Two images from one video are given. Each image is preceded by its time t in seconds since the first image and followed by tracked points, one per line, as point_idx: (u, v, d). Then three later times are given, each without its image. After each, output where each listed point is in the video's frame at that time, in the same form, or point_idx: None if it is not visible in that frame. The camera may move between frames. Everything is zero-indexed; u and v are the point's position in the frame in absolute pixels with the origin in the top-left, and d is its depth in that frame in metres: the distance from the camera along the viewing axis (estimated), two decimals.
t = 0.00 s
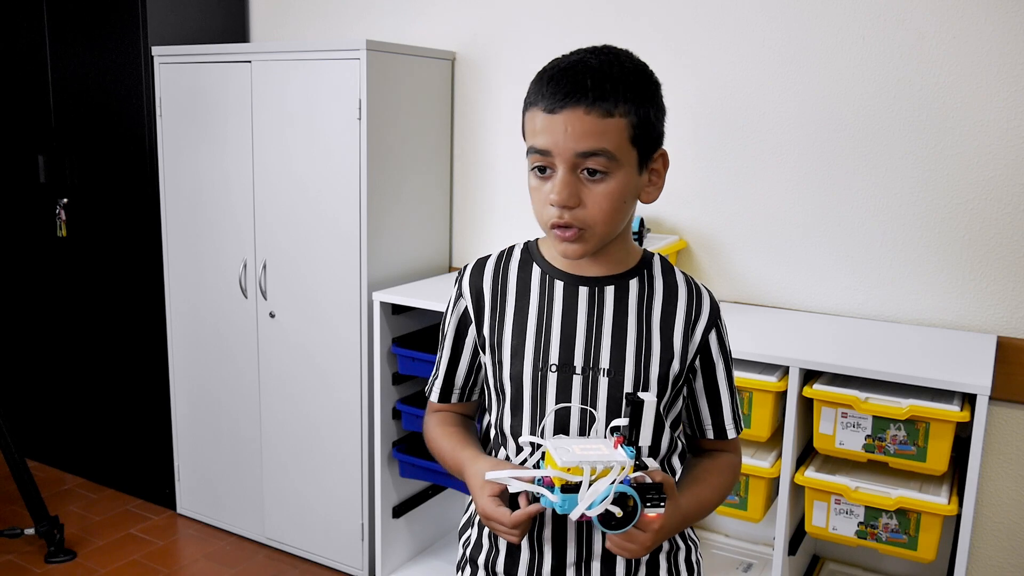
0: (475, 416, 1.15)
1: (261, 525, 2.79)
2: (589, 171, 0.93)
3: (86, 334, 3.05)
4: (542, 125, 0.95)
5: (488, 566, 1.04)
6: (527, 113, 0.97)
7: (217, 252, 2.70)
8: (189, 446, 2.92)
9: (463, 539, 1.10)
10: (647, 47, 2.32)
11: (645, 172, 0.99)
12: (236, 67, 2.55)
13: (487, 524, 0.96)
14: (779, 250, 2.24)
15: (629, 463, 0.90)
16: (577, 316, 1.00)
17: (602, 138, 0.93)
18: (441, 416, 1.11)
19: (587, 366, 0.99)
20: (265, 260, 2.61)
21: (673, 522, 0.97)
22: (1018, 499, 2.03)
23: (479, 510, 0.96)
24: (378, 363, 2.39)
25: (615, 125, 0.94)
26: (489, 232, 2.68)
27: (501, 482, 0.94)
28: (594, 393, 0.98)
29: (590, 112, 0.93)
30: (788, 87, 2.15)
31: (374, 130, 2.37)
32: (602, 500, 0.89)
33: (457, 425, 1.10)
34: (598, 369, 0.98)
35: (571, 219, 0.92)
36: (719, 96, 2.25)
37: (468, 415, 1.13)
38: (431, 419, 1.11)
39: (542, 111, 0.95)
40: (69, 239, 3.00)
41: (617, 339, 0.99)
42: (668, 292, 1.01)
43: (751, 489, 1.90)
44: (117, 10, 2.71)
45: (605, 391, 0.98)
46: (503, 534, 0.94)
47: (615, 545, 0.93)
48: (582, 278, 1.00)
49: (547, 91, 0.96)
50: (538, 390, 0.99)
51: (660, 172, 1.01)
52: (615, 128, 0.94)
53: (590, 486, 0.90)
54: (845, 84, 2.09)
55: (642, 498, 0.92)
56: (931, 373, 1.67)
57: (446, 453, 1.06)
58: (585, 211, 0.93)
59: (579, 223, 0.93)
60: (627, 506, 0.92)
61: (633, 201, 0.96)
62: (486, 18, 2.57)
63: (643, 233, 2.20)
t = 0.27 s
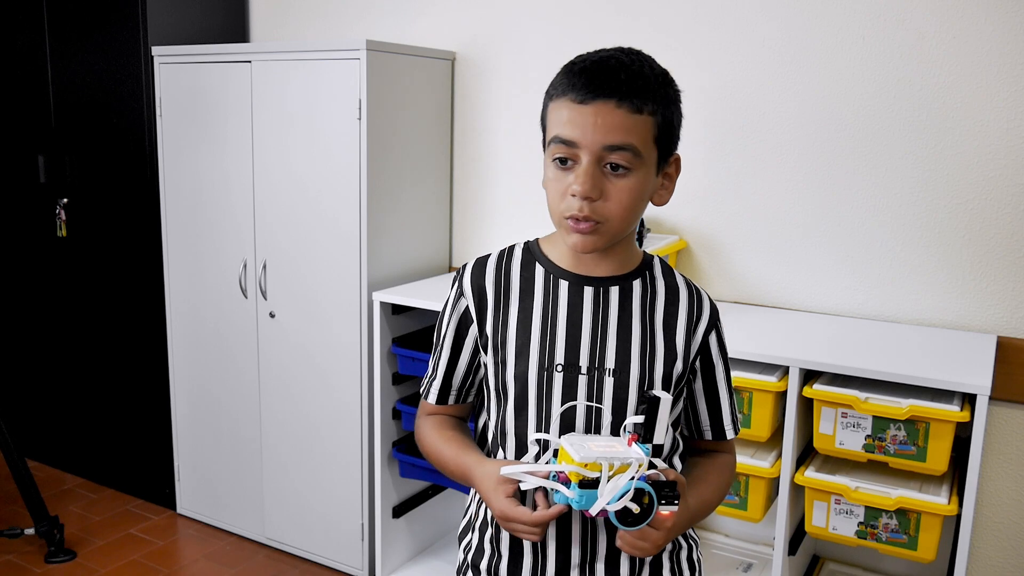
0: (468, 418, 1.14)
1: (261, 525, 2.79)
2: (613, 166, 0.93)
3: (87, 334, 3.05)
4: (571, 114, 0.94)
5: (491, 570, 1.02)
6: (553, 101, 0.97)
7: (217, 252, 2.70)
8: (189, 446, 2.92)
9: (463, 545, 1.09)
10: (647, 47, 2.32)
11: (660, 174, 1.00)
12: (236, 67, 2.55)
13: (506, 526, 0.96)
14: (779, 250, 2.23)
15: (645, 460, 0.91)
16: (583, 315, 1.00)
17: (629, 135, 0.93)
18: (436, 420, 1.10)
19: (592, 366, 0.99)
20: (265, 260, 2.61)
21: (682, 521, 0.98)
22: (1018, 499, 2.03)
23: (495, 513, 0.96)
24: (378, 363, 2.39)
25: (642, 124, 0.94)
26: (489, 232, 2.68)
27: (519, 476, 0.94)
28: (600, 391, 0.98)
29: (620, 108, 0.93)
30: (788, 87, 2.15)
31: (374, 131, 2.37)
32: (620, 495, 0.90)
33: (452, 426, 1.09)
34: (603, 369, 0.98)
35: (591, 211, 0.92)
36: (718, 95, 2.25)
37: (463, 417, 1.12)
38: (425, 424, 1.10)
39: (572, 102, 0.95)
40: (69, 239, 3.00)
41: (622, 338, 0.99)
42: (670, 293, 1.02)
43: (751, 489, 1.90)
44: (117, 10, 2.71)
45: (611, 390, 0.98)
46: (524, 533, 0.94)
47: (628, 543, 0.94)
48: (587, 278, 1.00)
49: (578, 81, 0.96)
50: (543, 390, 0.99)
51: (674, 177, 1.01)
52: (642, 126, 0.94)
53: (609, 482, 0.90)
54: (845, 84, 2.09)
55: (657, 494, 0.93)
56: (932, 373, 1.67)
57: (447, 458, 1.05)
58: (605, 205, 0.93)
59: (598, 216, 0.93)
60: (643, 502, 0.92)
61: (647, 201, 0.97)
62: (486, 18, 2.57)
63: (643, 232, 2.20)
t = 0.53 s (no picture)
0: (469, 421, 1.14)
1: (261, 525, 2.79)
2: (627, 144, 0.94)
3: (87, 334, 3.05)
4: (583, 96, 0.95)
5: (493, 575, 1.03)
6: (563, 88, 0.97)
7: (217, 252, 2.70)
8: (189, 446, 2.92)
9: (465, 549, 1.08)
10: (648, 47, 2.32)
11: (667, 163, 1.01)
12: (236, 67, 2.55)
13: (522, 533, 0.96)
14: (779, 249, 2.24)
15: (663, 468, 0.91)
16: (591, 315, 1.00)
17: (643, 114, 0.94)
18: (437, 422, 1.10)
19: (600, 370, 0.99)
20: (265, 260, 2.61)
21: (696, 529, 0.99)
22: (1017, 499, 2.03)
23: (510, 520, 0.97)
24: (378, 363, 2.39)
25: (653, 104, 0.96)
26: (489, 232, 2.68)
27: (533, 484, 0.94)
28: (608, 393, 0.98)
29: (633, 88, 0.95)
30: (788, 87, 2.15)
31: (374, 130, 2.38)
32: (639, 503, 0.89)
33: (456, 431, 1.09)
34: (611, 373, 0.98)
35: (610, 190, 0.92)
36: (718, 96, 2.25)
37: (465, 419, 1.12)
38: (427, 425, 1.11)
39: (583, 84, 0.96)
40: (69, 239, 3.00)
41: (631, 340, 0.99)
42: (678, 297, 1.02)
43: (751, 489, 1.90)
44: (117, 10, 2.71)
45: (619, 392, 0.98)
46: (541, 540, 0.95)
47: (643, 554, 0.95)
48: (596, 278, 1.00)
49: (589, 67, 0.97)
50: (550, 393, 0.99)
51: (679, 168, 1.02)
52: (654, 107, 0.96)
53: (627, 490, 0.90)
54: (845, 84, 2.09)
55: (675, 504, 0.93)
56: (932, 373, 1.67)
57: (456, 464, 1.04)
58: (624, 183, 0.93)
59: (616, 196, 0.93)
60: (662, 513, 0.92)
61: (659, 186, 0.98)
62: (486, 18, 2.57)
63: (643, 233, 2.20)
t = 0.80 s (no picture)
0: (475, 428, 1.14)
1: (261, 525, 2.79)
2: (628, 142, 0.94)
3: (87, 334, 3.05)
4: (581, 96, 0.95)
5: None
6: (561, 90, 0.98)
7: (217, 252, 2.70)
8: (189, 446, 2.92)
9: (472, 556, 1.09)
10: (648, 46, 2.32)
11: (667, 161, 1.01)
12: (236, 67, 2.55)
13: (509, 533, 0.96)
14: (779, 249, 2.24)
15: (664, 467, 0.91)
16: (591, 317, 1.00)
17: (642, 112, 0.94)
18: (439, 430, 1.10)
19: (601, 371, 0.99)
20: (265, 260, 2.61)
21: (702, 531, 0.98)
22: (1017, 499, 2.03)
23: (498, 519, 0.97)
24: (378, 363, 2.39)
25: (652, 102, 0.96)
26: (489, 232, 2.68)
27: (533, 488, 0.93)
28: (610, 395, 0.98)
29: (631, 86, 0.95)
30: (788, 87, 2.15)
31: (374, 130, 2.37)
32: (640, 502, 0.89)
33: (457, 434, 1.10)
34: (613, 374, 0.98)
35: (612, 188, 0.92)
36: (718, 96, 2.25)
37: (470, 427, 1.13)
38: (429, 431, 1.11)
39: (581, 85, 0.96)
40: (69, 239, 3.00)
41: (631, 341, 0.99)
42: (680, 297, 1.02)
43: (751, 489, 1.90)
44: (116, 10, 2.71)
45: (620, 393, 0.98)
46: (526, 541, 0.95)
47: (648, 555, 0.94)
48: (597, 279, 1.00)
49: (585, 68, 0.97)
50: (551, 396, 0.99)
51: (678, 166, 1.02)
52: (652, 104, 0.96)
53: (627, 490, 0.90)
54: (845, 84, 2.09)
55: (678, 502, 0.93)
56: (932, 373, 1.67)
57: (454, 464, 1.05)
58: (626, 180, 0.93)
59: (618, 193, 0.93)
60: (665, 511, 0.92)
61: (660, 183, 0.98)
62: (486, 18, 2.57)
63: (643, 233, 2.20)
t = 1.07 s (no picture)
0: (475, 424, 1.15)
1: (261, 525, 2.79)
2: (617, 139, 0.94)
3: (87, 334, 3.05)
4: (568, 95, 0.95)
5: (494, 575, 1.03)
6: (548, 89, 0.98)
7: (217, 252, 2.70)
8: (189, 446, 2.92)
9: (469, 551, 1.09)
10: (648, 46, 2.32)
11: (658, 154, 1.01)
12: (236, 68, 2.55)
13: (503, 530, 0.97)
14: (779, 249, 2.24)
15: (653, 467, 0.90)
16: (584, 313, 0.99)
17: (630, 108, 0.94)
18: (442, 426, 1.11)
19: (594, 365, 0.99)
20: (265, 260, 2.61)
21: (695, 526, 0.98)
22: (1017, 499, 2.03)
23: (493, 516, 0.97)
24: (378, 363, 2.39)
25: (640, 98, 0.96)
26: (489, 232, 2.68)
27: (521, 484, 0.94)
28: (602, 389, 0.98)
29: (618, 83, 0.95)
30: (788, 87, 2.15)
31: (374, 130, 2.37)
32: (626, 503, 0.88)
33: (458, 432, 1.10)
34: (605, 367, 0.98)
35: (603, 186, 0.92)
36: (718, 96, 2.25)
37: (470, 423, 1.14)
38: (432, 428, 1.12)
39: (568, 83, 0.96)
40: (69, 239, 3.00)
41: (624, 336, 0.99)
42: (675, 291, 1.01)
43: (751, 489, 1.90)
44: (117, 11, 2.71)
45: (613, 388, 0.98)
46: (520, 539, 0.95)
47: (639, 554, 0.94)
48: (590, 273, 1.00)
49: (572, 66, 0.97)
50: (545, 390, 0.99)
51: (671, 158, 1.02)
52: (640, 99, 0.96)
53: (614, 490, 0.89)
54: (845, 84, 2.09)
55: (666, 503, 0.92)
56: (931, 373, 1.67)
57: (453, 461, 1.05)
58: (616, 178, 0.93)
59: (609, 190, 0.93)
60: (652, 511, 0.91)
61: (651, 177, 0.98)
62: (486, 18, 2.57)
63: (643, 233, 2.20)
